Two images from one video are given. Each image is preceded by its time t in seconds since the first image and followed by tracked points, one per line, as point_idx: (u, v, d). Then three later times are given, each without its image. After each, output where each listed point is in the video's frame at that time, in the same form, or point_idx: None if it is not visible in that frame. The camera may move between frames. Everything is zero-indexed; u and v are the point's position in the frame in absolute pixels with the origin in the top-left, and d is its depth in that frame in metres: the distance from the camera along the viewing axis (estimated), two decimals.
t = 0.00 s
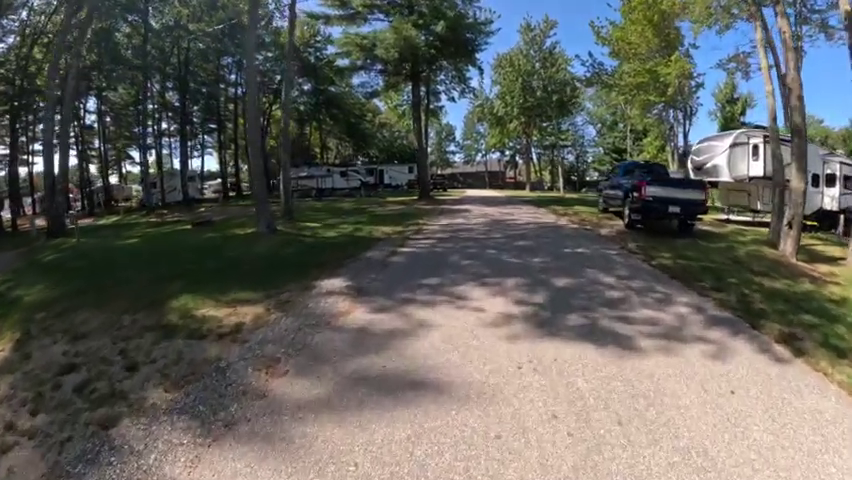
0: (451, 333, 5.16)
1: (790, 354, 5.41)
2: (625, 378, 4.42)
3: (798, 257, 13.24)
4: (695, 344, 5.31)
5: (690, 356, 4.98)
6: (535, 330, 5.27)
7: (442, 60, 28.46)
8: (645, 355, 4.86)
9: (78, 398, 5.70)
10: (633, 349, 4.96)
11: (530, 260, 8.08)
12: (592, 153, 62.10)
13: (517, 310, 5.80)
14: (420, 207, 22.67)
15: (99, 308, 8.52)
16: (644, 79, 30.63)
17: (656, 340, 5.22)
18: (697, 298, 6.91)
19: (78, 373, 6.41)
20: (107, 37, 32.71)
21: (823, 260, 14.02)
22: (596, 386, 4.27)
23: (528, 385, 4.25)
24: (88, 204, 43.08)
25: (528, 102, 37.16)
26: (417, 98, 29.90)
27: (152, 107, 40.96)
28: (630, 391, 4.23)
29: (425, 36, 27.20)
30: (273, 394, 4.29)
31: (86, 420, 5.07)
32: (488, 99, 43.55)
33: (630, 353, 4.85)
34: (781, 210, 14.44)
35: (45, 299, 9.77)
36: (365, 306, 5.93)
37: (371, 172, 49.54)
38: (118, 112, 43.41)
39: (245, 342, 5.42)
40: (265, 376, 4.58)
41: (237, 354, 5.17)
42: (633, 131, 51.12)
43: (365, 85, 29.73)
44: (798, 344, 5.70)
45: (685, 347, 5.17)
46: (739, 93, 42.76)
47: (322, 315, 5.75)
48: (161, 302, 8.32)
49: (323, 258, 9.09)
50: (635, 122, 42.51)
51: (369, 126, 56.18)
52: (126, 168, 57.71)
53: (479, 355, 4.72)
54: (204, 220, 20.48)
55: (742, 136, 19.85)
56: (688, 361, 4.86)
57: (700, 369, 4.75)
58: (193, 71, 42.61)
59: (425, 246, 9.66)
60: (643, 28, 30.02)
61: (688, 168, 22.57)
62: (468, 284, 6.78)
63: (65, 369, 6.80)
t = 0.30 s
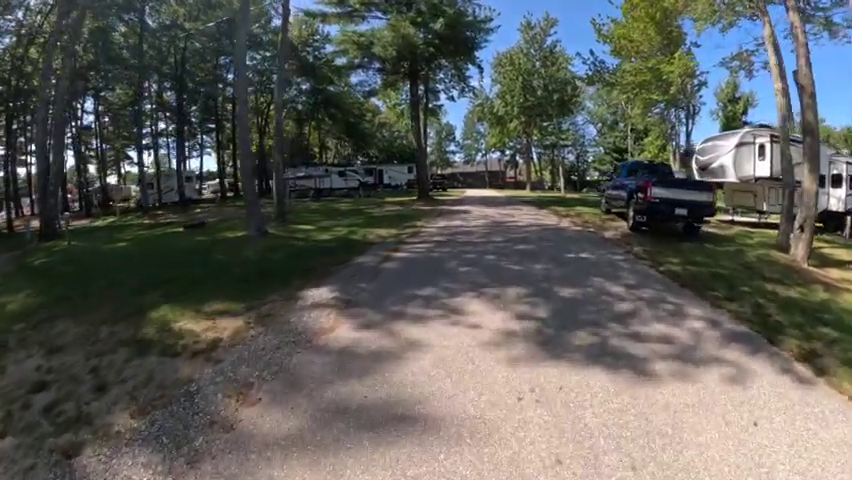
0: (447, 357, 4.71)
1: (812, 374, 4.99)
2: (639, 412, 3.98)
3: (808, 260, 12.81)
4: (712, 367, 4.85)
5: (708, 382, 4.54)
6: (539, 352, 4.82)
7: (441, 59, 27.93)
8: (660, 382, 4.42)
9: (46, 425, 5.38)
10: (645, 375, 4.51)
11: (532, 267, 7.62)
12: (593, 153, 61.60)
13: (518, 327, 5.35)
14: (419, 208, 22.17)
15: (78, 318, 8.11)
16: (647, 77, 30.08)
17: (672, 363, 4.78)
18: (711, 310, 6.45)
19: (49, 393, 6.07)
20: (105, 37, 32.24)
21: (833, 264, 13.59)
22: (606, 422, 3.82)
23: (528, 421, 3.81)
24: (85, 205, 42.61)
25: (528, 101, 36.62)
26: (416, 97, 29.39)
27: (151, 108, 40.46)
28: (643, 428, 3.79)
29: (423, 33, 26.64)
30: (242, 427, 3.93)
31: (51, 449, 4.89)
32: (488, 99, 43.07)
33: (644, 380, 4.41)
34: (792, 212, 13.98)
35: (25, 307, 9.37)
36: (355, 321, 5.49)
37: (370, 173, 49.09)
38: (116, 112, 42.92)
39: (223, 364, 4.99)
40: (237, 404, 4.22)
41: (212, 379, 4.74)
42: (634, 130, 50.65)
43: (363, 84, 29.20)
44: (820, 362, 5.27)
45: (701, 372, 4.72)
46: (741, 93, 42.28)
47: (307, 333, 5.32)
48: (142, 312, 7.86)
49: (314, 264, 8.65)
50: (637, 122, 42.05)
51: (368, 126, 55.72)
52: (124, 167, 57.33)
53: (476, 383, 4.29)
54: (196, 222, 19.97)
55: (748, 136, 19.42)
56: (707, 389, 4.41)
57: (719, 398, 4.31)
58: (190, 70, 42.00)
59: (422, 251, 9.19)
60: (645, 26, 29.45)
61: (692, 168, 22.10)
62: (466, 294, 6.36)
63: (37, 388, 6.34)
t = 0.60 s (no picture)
0: (438, 379, 4.28)
1: (844, 393, 4.53)
2: (661, 447, 3.53)
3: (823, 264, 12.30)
4: (737, 388, 4.40)
5: (734, 407, 4.09)
6: (547, 373, 4.38)
7: (441, 57, 27.42)
8: (682, 410, 3.97)
9: (9, 444, 4.94)
10: (666, 400, 4.07)
11: (537, 272, 7.16)
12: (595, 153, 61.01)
13: (523, 342, 4.91)
14: (419, 209, 21.68)
15: (57, 324, 7.69)
16: (651, 75, 29.18)
17: (694, 385, 4.34)
18: (729, 321, 6.00)
19: (17, 407, 5.63)
20: (105, 37, 31.82)
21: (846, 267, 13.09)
22: (625, 461, 3.37)
23: (534, 462, 3.35)
24: (83, 205, 42.10)
25: (530, 100, 36.10)
26: (416, 96, 28.86)
27: (150, 108, 39.98)
28: (667, 466, 3.34)
29: (423, 31, 26.14)
30: (207, 459, 3.57)
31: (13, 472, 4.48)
32: (490, 98, 42.55)
33: (666, 407, 3.97)
34: (804, 214, 13.49)
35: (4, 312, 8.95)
36: (336, 336, 5.08)
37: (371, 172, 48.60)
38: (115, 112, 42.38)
39: (198, 385, 4.56)
40: (204, 430, 3.91)
41: (185, 405, 4.31)
42: (636, 130, 50.03)
43: (362, 83, 28.66)
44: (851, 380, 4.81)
45: (725, 394, 4.27)
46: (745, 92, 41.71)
47: (285, 350, 4.92)
48: (123, 319, 7.40)
49: (306, 268, 8.20)
50: (640, 122, 41.50)
51: (369, 126, 55.22)
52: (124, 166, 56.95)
53: (476, 412, 3.85)
54: (191, 222, 19.46)
55: (756, 135, 18.90)
56: (734, 416, 3.95)
57: (748, 425, 3.86)
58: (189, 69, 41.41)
59: (419, 254, 8.73)
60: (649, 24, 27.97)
61: (698, 168, 21.59)
62: (465, 303, 5.91)
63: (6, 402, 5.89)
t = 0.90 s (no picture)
0: (431, 409, 3.93)
1: None
2: None
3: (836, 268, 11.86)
4: (761, 415, 4.04)
5: (760, 439, 3.73)
6: (554, 403, 4.01)
7: (442, 55, 26.94)
8: (704, 444, 3.61)
9: None
10: (685, 433, 3.72)
11: (540, 279, 6.76)
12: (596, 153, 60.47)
13: (528, 364, 4.54)
14: (418, 209, 21.23)
15: (33, 334, 7.29)
16: (655, 73, 27.56)
17: (716, 414, 3.97)
18: (747, 334, 5.61)
19: None
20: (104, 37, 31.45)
21: None
22: None
23: None
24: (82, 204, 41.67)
25: (531, 99, 35.59)
26: (415, 96, 28.37)
27: (151, 108, 39.60)
28: None
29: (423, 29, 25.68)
30: None
31: None
32: (491, 97, 42.09)
33: (686, 441, 3.62)
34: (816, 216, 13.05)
35: None
36: (323, 357, 4.72)
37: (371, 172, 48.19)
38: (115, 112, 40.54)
39: (168, 412, 4.27)
40: (167, 464, 3.68)
41: (153, 437, 4.00)
42: (639, 129, 49.48)
43: (362, 81, 28.30)
44: None
45: (750, 423, 3.91)
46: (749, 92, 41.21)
47: (265, 374, 4.58)
48: (102, 329, 6.98)
49: (297, 273, 7.82)
50: (642, 121, 41.05)
51: (369, 125, 54.77)
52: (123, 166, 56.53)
53: (472, 449, 3.51)
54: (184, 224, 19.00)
55: (763, 133, 18.43)
56: (759, 451, 3.60)
57: (774, 461, 3.50)
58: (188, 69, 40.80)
59: (416, 258, 8.32)
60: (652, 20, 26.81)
61: (704, 167, 21.12)
62: (463, 314, 5.53)
63: None
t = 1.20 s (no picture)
0: (415, 448, 3.52)
1: None
2: None
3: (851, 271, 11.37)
4: (793, 448, 3.64)
5: None
6: (560, 439, 3.59)
7: (442, 53, 26.42)
8: None
9: None
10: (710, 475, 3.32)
11: (545, 286, 6.27)
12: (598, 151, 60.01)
13: (532, 389, 4.09)
14: (417, 209, 20.76)
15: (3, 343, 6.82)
16: (659, 70, 26.76)
17: (743, 449, 3.58)
18: (768, 348, 5.18)
19: None
20: (103, 36, 31.05)
21: None
22: None
23: None
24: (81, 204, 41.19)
25: (533, 97, 35.01)
26: (415, 95, 27.82)
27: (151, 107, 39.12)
28: None
29: (424, 26, 25.14)
30: None
31: None
32: (492, 96, 41.58)
33: None
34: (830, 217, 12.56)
35: None
36: (300, 378, 4.32)
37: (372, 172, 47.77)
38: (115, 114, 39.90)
39: (125, 441, 3.90)
40: None
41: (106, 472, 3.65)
42: (642, 129, 48.93)
43: (361, 79, 27.89)
44: None
45: (780, 460, 3.52)
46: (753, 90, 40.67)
47: (235, 398, 4.19)
48: (75, 339, 6.49)
49: (286, 278, 7.36)
50: (645, 120, 40.54)
51: (370, 124, 54.34)
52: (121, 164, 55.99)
53: None
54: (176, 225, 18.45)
55: (772, 132, 17.90)
56: None
57: None
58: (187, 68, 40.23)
59: (411, 261, 7.86)
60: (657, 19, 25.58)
61: (711, 166, 20.59)
62: (460, 326, 5.08)
63: None
